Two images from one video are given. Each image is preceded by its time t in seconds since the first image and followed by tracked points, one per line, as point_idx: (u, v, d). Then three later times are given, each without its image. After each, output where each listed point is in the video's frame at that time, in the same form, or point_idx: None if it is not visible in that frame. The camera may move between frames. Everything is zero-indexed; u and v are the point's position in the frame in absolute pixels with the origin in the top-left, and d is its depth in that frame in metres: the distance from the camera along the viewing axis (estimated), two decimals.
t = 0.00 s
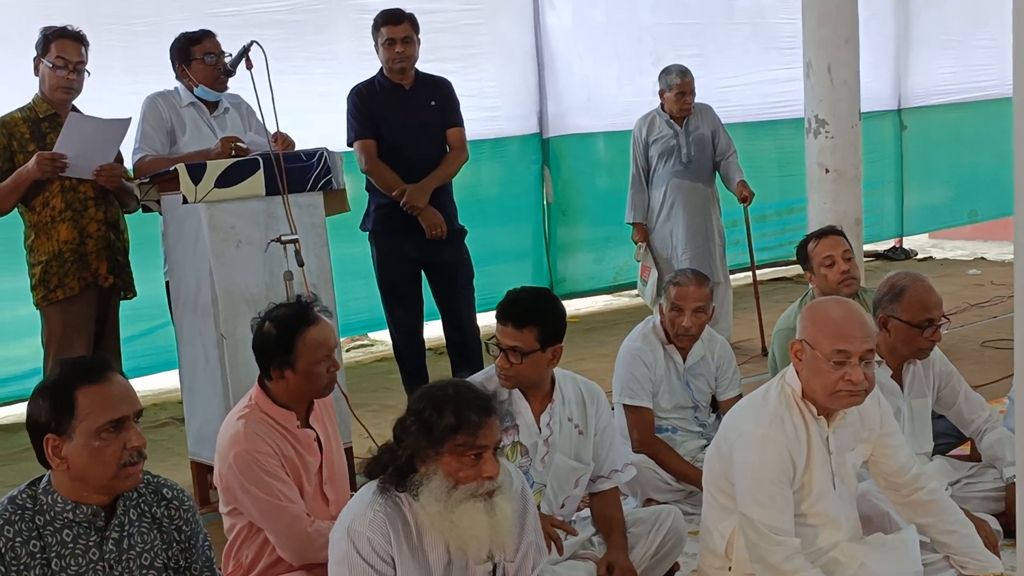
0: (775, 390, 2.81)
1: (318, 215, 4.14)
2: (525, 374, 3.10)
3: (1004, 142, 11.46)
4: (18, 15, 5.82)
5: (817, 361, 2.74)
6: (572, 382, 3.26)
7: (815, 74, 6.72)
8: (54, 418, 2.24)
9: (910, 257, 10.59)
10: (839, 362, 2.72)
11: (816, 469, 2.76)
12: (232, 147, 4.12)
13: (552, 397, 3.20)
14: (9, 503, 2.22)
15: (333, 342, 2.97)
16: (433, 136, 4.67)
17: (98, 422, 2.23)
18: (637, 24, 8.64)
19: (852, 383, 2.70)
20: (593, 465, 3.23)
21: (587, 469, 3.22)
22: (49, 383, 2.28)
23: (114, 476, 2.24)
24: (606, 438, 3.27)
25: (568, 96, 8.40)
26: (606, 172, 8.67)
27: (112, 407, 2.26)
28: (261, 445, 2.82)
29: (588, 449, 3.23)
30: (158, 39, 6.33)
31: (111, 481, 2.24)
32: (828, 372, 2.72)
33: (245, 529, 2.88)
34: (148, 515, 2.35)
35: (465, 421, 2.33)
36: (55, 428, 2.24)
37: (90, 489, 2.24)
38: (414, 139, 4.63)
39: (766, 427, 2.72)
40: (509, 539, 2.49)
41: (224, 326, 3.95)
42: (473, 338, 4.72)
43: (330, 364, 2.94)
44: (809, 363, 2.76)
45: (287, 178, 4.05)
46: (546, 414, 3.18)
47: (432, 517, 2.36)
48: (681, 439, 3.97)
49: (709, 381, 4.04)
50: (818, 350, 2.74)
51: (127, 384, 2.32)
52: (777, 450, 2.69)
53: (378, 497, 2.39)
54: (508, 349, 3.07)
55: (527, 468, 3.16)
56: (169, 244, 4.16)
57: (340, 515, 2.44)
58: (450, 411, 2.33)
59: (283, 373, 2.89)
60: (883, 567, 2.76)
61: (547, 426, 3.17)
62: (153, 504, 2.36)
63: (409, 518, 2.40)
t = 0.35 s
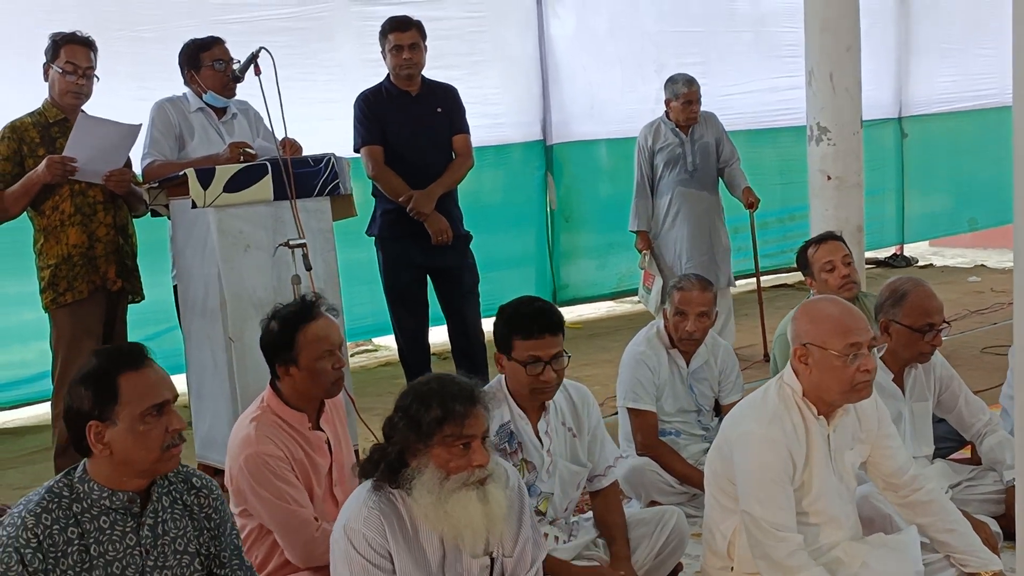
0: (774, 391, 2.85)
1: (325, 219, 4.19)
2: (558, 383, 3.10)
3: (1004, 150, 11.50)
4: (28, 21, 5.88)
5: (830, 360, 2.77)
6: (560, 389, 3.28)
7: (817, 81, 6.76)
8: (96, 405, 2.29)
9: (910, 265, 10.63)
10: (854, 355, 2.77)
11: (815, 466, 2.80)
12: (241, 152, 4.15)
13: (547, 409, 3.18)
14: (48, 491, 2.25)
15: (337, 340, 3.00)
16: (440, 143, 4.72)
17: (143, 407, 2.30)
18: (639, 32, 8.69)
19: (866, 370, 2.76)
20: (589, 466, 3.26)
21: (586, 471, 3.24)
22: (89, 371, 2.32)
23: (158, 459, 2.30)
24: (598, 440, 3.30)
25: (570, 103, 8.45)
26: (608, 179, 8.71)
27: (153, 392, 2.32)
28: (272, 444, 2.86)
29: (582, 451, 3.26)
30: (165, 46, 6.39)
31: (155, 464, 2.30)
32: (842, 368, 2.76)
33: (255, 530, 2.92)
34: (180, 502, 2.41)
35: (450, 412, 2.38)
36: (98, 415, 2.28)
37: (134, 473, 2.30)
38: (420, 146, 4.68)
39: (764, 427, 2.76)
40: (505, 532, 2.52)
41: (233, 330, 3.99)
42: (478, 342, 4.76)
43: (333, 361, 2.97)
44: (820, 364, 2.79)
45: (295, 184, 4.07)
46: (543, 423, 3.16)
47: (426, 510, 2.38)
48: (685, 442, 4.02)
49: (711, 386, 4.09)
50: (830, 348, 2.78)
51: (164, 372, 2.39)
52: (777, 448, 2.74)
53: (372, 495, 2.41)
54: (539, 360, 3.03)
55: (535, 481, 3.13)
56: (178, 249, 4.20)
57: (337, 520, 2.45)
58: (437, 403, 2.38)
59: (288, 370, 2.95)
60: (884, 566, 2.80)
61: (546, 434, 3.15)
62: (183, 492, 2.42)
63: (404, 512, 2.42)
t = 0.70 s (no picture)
0: (765, 387, 2.91)
1: (327, 221, 4.24)
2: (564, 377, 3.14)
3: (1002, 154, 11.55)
4: (32, 25, 5.93)
5: (824, 349, 2.84)
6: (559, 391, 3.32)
7: (815, 86, 6.81)
8: (92, 387, 2.33)
9: (909, 268, 10.67)
10: (847, 342, 2.84)
11: (807, 460, 2.86)
12: (243, 155, 4.17)
13: (543, 412, 3.22)
14: (42, 487, 2.26)
15: (312, 332, 3.02)
16: (441, 145, 4.76)
17: (137, 384, 2.36)
18: (639, 36, 8.74)
19: (857, 357, 2.83)
20: (588, 465, 3.30)
21: (586, 471, 3.28)
22: (80, 357, 2.37)
23: (157, 435, 2.37)
24: (598, 439, 3.34)
25: (570, 106, 8.49)
26: (608, 183, 8.75)
27: (143, 371, 2.39)
28: (245, 436, 2.90)
29: (581, 450, 3.29)
30: (169, 50, 6.44)
31: (154, 441, 2.36)
32: (837, 356, 2.83)
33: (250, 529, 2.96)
34: (168, 486, 2.46)
35: (452, 403, 2.44)
36: (95, 398, 2.33)
37: (133, 452, 2.35)
38: (422, 148, 4.72)
39: (755, 421, 2.82)
40: (505, 524, 2.56)
41: (235, 330, 4.02)
42: (479, 343, 4.79)
43: (303, 352, 2.98)
44: (814, 357, 2.85)
45: (298, 186, 4.12)
46: (542, 426, 3.20)
47: (429, 501, 2.42)
48: (684, 442, 4.05)
49: (710, 386, 4.12)
50: (823, 339, 2.84)
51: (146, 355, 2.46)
52: (768, 441, 2.79)
53: (375, 489, 2.45)
54: (544, 357, 3.07)
55: (536, 484, 3.17)
56: (185, 251, 4.26)
57: (340, 516, 2.49)
58: (438, 394, 2.44)
59: (272, 362, 3.04)
60: (879, 562, 2.85)
61: (545, 436, 3.19)
62: (170, 477, 2.48)
63: (406, 504, 2.46)
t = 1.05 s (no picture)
0: (757, 385, 2.97)
1: (329, 222, 4.26)
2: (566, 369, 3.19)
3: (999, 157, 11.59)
4: (35, 27, 5.96)
5: (819, 345, 2.90)
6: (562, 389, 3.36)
7: (813, 88, 6.85)
8: (43, 397, 2.34)
9: (906, 271, 10.71)
10: (838, 336, 2.91)
11: (799, 456, 2.91)
12: (246, 156, 4.20)
13: (546, 409, 3.25)
14: None
15: (285, 336, 3.01)
16: (442, 148, 4.80)
17: (89, 397, 2.36)
18: (638, 39, 8.79)
19: (850, 349, 2.91)
20: (587, 463, 3.34)
21: (585, 469, 3.33)
22: (34, 364, 2.38)
23: (106, 448, 2.36)
24: (599, 438, 3.37)
25: (570, 108, 8.54)
26: (607, 185, 8.78)
27: (100, 382, 2.39)
28: (228, 443, 2.94)
29: (582, 448, 3.33)
30: (171, 52, 6.47)
31: (103, 452, 2.36)
32: (831, 350, 2.90)
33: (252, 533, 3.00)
34: (130, 489, 2.48)
35: (458, 402, 2.47)
36: (45, 407, 2.34)
37: (84, 463, 2.36)
38: (421, 151, 4.76)
39: (749, 419, 2.87)
40: (506, 522, 2.58)
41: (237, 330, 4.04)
42: (479, 343, 4.83)
43: (277, 358, 2.98)
44: (809, 354, 2.91)
45: (299, 186, 4.14)
46: (545, 422, 3.23)
47: (434, 498, 2.45)
48: (681, 442, 4.09)
49: (708, 386, 4.16)
50: (816, 335, 2.90)
51: (109, 364, 2.45)
52: (761, 438, 2.84)
53: (381, 486, 2.49)
54: (547, 349, 3.12)
55: (538, 480, 3.20)
56: (184, 254, 4.29)
57: (345, 512, 2.52)
58: (444, 393, 2.48)
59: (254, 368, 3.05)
60: (873, 559, 2.90)
61: (548, 433, 3.22)
62: (133, 480, 2.49)
63: (412, 500, 2.49)
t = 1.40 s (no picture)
0: (755, 384, 2.99)
1: (330, 224, 4.27)
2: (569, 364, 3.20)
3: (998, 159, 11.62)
4: (38, 28, 5.98)
5: (817, 344, 2.93)
6: (565, 387, 3.38)
7: (812, 91, 6.87)
8: (21, 400, 2.36)
9: (906, 273, 10.73)
10: (835, 335, 2.94)
11: (798, 455, 2.94)
12: (248, 157, 4.23)
13: (549, 406, 3.28)
14: None
15: (274, 344, 3.00)
16: (444, 149, 4.82)
17: (66, 400, 2.37)
18: (638, 41, 8.81)
19: (847, 347, 2.95)
20: (589, 461, 3.36)
21: (587, 467, 3.35)
22: (13, 367, 2.40)
23: (83, 449, 2.36)
24: (601, 437, 3.39)
25: (571, 110, 8.56)
26: (607, 186, 8.80)
27: (77, 384, 2.40)
28: (222, 449, 2.95)
29: (584, 447, 3.35)
30: (173, 53, 6.49)
31: (80, 454, 2.36)
32: (829, 349, 2.93)
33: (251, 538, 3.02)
34: (117, 487, 2.49)
35: (464, 406, 2.49)
36: (22, 409, 2.36)
37: (64, 466, 2.37)
38: (422, 152, 4.78)
39: (749, 419, 2.90)
40: (510, 523, 2.60)
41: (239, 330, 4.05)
42: (480, 344, 4.85)
43: (267, 366, 2.98)
44: (806, 353, 2.94)
45: (301, 187, 4.15)
46: (548, 419, 3.26)
47: (439, 500, 2.47)
48: (681, 443, 4.11)
49: (708, 387, 4.18)
50: (814, 334, 2.93)
51: (87, 364, 2.46)
52: (760, 438, 2.87)
53: (386, 486, 2.51)
54: (549, 343, 3.14)
55: (541, 477, 3.22)
56: (185, 255, 4.31)
57: (348, 512, 2.54)
58: (450, 396, 2.49)
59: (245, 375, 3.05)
60: (872, 558, 2.93)
61: (550, 431, 3.25)
62: (120, 478, 2.50)
63: (417, 501, 2.51)
